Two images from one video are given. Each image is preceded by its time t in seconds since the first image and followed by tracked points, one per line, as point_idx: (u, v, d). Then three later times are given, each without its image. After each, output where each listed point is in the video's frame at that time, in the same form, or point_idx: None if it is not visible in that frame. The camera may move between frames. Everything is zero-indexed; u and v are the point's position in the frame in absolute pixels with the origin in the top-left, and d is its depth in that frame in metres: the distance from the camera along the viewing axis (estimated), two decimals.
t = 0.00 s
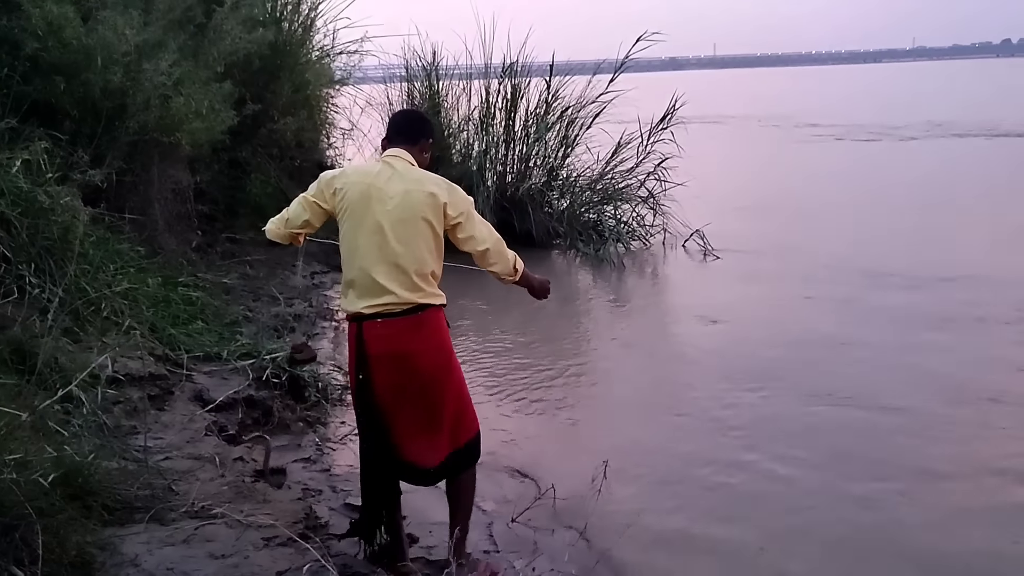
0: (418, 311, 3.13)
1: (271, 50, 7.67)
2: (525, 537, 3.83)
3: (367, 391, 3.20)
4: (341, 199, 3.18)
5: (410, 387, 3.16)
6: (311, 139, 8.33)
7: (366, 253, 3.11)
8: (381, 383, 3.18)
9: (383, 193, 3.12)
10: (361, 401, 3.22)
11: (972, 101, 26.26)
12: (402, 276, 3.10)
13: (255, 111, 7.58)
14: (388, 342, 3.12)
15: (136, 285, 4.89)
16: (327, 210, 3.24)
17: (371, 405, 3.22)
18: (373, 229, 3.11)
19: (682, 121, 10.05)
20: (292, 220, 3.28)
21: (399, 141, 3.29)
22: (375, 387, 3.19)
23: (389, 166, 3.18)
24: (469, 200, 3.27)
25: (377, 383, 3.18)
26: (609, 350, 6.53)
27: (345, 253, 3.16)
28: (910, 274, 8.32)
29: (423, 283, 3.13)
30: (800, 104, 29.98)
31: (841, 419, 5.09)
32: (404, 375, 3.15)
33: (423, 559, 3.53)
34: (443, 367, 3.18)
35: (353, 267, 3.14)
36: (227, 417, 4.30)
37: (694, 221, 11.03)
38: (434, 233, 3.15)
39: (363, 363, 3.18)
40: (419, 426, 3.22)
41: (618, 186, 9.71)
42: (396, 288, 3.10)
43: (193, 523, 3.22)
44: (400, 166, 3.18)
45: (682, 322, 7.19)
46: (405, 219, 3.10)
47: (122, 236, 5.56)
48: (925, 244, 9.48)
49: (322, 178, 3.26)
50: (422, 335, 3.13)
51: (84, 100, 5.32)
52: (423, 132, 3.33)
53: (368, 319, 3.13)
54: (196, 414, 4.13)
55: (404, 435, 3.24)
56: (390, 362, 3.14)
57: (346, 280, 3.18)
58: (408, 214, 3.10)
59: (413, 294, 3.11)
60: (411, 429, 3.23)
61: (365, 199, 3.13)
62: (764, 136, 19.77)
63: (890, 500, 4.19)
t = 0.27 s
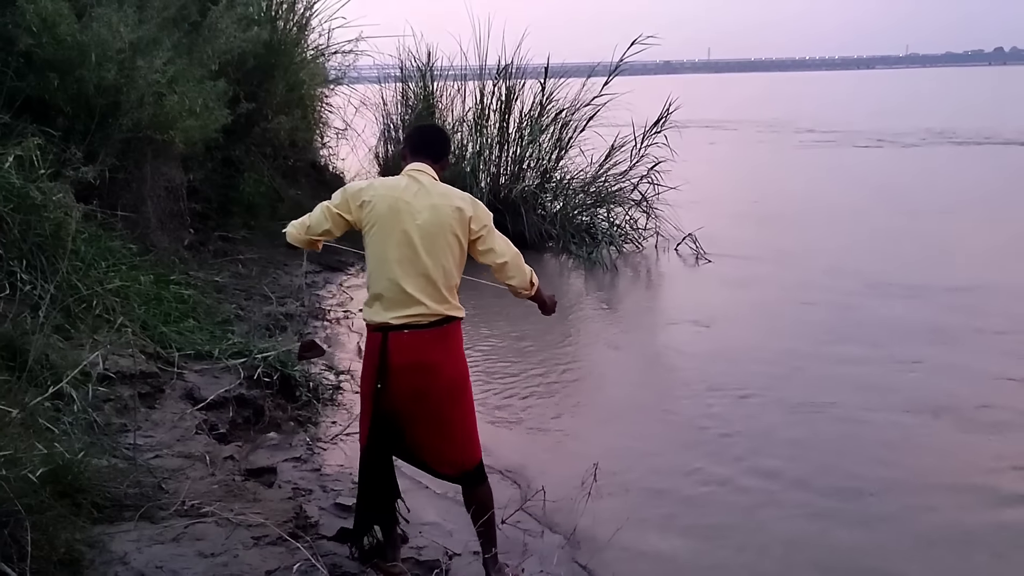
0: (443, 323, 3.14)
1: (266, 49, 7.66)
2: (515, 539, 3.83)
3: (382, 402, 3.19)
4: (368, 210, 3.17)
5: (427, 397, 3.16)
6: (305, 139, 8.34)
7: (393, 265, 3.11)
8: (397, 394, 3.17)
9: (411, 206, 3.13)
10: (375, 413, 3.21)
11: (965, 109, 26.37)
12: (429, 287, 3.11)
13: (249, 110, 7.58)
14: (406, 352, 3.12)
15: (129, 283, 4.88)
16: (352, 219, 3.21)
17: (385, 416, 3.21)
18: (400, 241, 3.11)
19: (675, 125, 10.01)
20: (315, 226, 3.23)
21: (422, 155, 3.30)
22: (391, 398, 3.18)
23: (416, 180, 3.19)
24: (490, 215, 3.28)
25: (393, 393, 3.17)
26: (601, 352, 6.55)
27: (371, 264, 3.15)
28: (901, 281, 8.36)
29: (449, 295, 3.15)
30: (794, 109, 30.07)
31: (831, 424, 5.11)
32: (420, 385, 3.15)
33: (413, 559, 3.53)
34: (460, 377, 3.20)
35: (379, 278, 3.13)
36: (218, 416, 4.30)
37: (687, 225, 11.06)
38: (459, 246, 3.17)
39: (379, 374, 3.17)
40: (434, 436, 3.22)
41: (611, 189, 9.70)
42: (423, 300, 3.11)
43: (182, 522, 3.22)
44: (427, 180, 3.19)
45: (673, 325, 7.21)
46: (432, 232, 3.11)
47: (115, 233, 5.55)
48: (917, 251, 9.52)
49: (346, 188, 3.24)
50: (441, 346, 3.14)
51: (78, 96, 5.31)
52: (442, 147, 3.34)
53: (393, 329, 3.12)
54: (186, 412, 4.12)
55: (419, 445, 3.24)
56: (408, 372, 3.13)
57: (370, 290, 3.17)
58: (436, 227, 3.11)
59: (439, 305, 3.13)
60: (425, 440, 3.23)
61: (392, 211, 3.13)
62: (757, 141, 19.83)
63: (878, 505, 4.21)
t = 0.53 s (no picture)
0: (474, 324, 3.20)
1: (258, 45, 7.64)
2: (503, 536, 3.84)
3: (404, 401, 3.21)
4: (407, 208, 3.20)
5: (449, 398, 3.19)
6: (297, 136, 8.34)
7: (431, 263, 3.15)
8: (420, 393, 3.19)
9: (452, 206, 3.18)
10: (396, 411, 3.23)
11: (957, 112, 26.46)
12: (465, 288, 3.18)
13: (241, 106, 7.56)
14: (431, 351, 3.15)
15: (118, 278, 4.86)
16: (389, 215, 3.24)
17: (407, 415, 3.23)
18: (439, 241, 3.16)
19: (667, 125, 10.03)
20: (354, 215, 3.27)
21: (462, 159, 3.36)
22: (414, 397, 3.20)
23: (457, 182, 3.24)
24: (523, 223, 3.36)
25: (416, 393, 3.20)
26: (592, 351, 6.56)
27: (407, 261, 3.18)
28: (891, 283, 8.39)
29: (481, 297, 3.22)
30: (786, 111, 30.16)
31: (820, 425, 5.13)
32: (443, 385, 3.18)
33: (402, 556, 3.53)
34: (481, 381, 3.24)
35: (416, 275, 3.16)
36: (207, 412, 4.29)
37: (678, 225, 11.08)
38: (494, 250, 3.25)
39: (402, 373, 3.19)
40: (452, 438, 3.24)
41: (603, 189, 9.68)
42: (459, 299, 3.16)
43: (171, 517, 3.21)
44: (466, 184, 3.25)
45: (665, 325, 7.23)
46: (472, 234, 3.18)
47: (105, 228, 5.53)
48: (907, 253, 9.57)
49: (388, 183, 3.27)
50: (465, 347, 3.18)
51: (68, 91, 5.29)
52: (481, 156, 3.40)
53: (426, 327, 3.15)
54: (175, 408, 4.11)
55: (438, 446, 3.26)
56: (432, 372, 3.16)
57: (403, 286, 3.19)
58: (476, 229, 3.18)
59: (472, 307, 3.19)
60: (444, 441, 3.25)
61: (433, 211, 3.18)
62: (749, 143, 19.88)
63: (866, 504, 4.23)
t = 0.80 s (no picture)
0: (482, 313, 3.19)
1: (250, 38, 7.60)
2: (492, 528, 3.84)
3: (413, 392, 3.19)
4: (418, 197, 3.24)
5: (458, 389, 3.19)
6: (288, 129, 8.32)
7: (441, 250, 3.16)
8: (430, 384, 3.18)
9: (463, 196, 3.21)
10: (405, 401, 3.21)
11: (949, 112, 26.53)
12: (474, 277, 3.17)
13: (232, 99, 7.53)
14: (442, 341, 3.14)
15: (107, 269, 4.84)
16: (401, 203, 3.27)
17: (416, 406, 3.21)
18: (449, 229, 3.18)
19: (659, 121, 9.97)
20: (371, 203, 3.31)
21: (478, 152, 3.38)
22: (424, 387, 3.19)
23: (470, 174, 3.28)
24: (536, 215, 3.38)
25: (426, 383, 3.18)
26: (583, 345, 6.56)
27: (417, 248, 3.20)
28: (881, 280, 8.42)
29: (490, 286, 3.21)
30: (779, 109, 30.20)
31: (809, 420, 5.14)
32: (453, 375, 3.17)
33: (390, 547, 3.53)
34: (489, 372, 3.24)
35: (424, 262, 3.17)
36: (196, 404, 4.27)
37: (669, 221, 11.09)
38: (504, 241, 3.25)
39: (411, 362, 3.17)
40: (460, 429, 3.24)
41: (595, 185, 9.63)
42: (467, 287, 3.16)
43: (159, 508, 3.20)
44: (479, 175, 3.28)
45: (655, 320, 7.24)
46: (482, 223, 3.19)
47: (94, 219, 5.50)
48: (897, 251, 9.59)
49: (403, 174, 3.32)
50: (475, 338, 3.18)
51: (57, 81, 5.26)
52: (497, 150, 3.40)
53: (434, 313, 3.15)
54: (164, 400, 4.10)
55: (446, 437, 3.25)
56: (442, 362, 3.15)
57: (411, 273, 3.21)
58: (486, 218, 3.19)
59: (481, 295, 3.18)
60: (452, 432, 3.24)
61: (443, 200, 3.21)
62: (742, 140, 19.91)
63: (853, 498, 4.25)
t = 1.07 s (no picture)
0: (475, 307, 3.18)
1: (243, 32, 7.55)
2: (482, 524, 3.84)
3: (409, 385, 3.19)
4: (412, 190, 3.23)
5: (455, 382, 3.18)
6: (281, 124, 8.30)
7: (434, 243, 3.15)
8: (425, 379, 3.17)
9: (456, 189, 3.20)
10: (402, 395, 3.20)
11: (944, 110, 26.54)
12: (466, 270, 3.17)
13: (225, 93, 7.50)
14: (438, 335, 3.13)
15: (98, 263, 4.82)
16: (395, 197, 3.26)
17: (412, 400, 3.20)
18: (442, 222, 3.17)
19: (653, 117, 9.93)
20: (365, 202, 3.29)
21: (471, 145, 3.38)
22: (420, 381, 3.17)
23: (463, 167, 3.27)
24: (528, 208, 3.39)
25: (422, 377, 3.17)
26: (576, 341, 6.56)
27: (410, 241, 3.19)
28: (874, 278, 8.43)
29: (483, 280, 3.20)
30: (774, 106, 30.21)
31: (800, 417, 5.14)
32: (449, 368, 3.16)
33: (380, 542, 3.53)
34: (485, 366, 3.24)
35: (417, 255, 3.17)
36: (187, 398, 4.26)
37: (663, 218, 11.10)
38: (497, 234, 3.25)
39: (406, 356, 3.16)
40: (456, 423, 3.22)
41: (589, 181, 9.62)
42: (459, 281, 3.15)
43: (148, 502, 3.19)
44: (472, 169, 3.28)
45: (648, 317, 7.24)
46: (475, 216, 3.19)
47: (85, 213, 5.47)
48: (890, 249, 9.60)
49: (396, 167, 3.31)
50: (470, 331, 3.17)
51: (48, 74, 5.24)
52: (490, 145, 3.41)
53: (427, 306, 3.14)
54: (154, 394, 4.09)
55: (442, 431, 3.23)
56: (438, 355, 3.14)
57: (404, 267, 3.20)
58: (479, 212, 3.19)
59: (473, 289, 3.18)
60: (448, 426, 3.22)
61: (437, 192, 3.20)
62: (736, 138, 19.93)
63: (843, 494, 4.26)
